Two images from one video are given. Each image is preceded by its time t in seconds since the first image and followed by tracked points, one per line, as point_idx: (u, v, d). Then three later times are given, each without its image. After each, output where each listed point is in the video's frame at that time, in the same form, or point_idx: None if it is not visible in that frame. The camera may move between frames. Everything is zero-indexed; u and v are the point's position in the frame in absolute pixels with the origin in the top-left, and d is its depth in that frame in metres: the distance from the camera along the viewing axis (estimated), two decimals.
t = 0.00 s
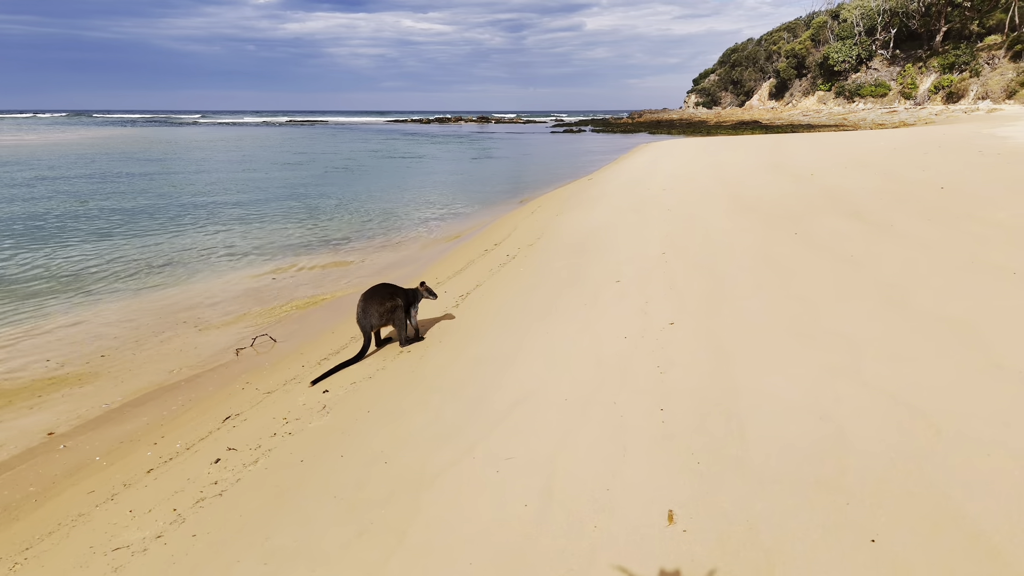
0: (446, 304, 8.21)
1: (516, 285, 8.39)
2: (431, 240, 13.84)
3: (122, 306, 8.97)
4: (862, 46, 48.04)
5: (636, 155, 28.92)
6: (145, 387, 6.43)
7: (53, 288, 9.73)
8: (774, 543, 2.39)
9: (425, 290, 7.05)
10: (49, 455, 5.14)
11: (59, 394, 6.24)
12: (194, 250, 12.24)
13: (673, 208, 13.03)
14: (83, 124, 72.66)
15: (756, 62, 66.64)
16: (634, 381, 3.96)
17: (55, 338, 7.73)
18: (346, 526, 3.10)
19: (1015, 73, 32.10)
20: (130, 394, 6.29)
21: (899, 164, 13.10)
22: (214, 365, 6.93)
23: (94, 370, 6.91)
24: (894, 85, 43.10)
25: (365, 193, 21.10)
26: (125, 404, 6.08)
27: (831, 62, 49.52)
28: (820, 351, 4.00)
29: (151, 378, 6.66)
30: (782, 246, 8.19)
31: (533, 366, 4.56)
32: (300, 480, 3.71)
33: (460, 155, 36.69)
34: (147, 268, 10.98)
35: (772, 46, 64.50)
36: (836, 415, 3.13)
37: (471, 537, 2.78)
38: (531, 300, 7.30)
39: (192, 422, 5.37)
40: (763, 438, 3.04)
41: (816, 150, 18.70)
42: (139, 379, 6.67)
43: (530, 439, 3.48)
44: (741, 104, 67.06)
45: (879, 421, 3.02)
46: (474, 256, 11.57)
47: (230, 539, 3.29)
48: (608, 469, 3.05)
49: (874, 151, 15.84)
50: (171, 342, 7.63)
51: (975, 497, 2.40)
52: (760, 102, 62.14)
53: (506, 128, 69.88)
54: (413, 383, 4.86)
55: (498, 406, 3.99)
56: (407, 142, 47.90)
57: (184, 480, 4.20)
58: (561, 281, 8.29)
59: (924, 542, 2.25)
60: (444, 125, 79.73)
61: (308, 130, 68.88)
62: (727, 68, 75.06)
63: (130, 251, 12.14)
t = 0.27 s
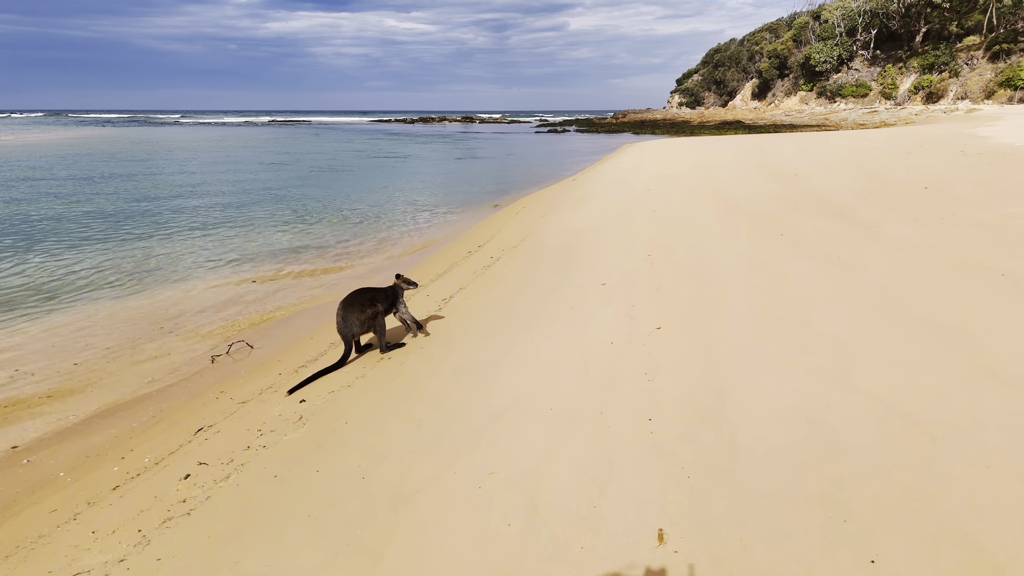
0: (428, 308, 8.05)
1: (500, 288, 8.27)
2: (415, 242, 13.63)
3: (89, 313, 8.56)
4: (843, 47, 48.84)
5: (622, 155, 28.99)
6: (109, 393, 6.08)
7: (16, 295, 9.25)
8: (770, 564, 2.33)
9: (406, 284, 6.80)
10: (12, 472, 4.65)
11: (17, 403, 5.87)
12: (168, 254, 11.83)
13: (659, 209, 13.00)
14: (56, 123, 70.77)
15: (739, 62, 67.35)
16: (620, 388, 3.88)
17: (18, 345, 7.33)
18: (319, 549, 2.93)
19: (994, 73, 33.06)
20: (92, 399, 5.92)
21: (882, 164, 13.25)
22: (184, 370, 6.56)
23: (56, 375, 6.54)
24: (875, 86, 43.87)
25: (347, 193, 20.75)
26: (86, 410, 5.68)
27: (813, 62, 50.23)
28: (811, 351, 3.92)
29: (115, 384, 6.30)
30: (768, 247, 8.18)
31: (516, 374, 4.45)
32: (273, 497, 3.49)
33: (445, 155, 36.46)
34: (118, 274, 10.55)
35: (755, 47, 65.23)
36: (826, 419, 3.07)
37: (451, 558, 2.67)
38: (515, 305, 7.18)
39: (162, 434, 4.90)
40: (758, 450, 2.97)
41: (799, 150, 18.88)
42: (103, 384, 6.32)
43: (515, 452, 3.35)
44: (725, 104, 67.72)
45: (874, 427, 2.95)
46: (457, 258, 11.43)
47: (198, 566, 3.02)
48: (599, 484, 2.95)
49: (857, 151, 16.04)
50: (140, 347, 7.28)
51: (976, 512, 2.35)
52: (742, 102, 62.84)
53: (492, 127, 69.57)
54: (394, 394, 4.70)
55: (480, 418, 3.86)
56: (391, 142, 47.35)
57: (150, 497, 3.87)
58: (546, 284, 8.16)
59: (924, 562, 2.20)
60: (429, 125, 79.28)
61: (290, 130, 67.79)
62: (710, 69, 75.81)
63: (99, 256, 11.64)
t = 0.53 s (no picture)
0: (413, 312, 7.89)
1: (488, 291, 8.15)
2: (401, 244, 13.41)
3: (60, 321, 8.20)
4: (828, 47, 49.47)
5: (610, 156, 29.01)
6: (74, 397, 5.71)
7: None
8: None
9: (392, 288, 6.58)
10: None
11: None
12: (145, 259, 11.44)
13: (648, 210, 12.94)
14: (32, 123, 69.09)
15: (725, 63, 67.86)
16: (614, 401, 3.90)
17: None
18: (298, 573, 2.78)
19: (975, 74, 33.74)
20: (56, 405, 5.56)
21: (869, 165, 13.38)
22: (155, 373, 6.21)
23: (20, 383, 6.19)
24: (859, 86, 44.51)
25: (332, 194, 20.41)
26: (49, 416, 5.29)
27: (798, 63, 50.79)
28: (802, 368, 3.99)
29: (82, 388, 5.94)
30: (758, 249, 8.17)
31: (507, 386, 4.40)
32: (248, 516, 3.31)
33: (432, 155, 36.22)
34: (91, 280, 10.14)
35: (740, 48, 65.79)
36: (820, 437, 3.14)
37: None
38: (502, 309, 7.09)
39: (133, 447, 4.43)
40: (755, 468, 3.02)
41: (786, 150, 18.99)
42: (70, 388, 5.96)
43: (511, 470, 3.32)
44: (711, 104, 68.18)
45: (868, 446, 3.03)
46: (443, 260, 11.27)
47: None
48: (598, 503, 2.93)
49: (843, 152, 16.20)
50: (113, 355, 6.97)
51: (972, 532, 2.41)
52: (729, 103, 63.44)
53: (480, 127, 69.21)
54: (378, 404, 4.57)
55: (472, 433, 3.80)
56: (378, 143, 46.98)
57: (118, 516, 3.51)
58: (534, 287, 8.05)
59: None
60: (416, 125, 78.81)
61: (275, 130, 66.76)
62: (697, 69, 76.38)
63: (73, 262, 11.20)
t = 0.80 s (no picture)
0: (406, 316, 7.76)
1: (482, 294, 8.04)
2: (394, 246, 13.24)
3: (41, 328, 7.94)
4: (822, 47, 49.57)
5: (604, 155, 28.92)
6: (52, 407, 5.48)
7: None
8: None
9: (382, 293, 6.44)
10: None
11: None
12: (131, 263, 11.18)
13: (643, 211, 12.83)
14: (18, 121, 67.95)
15: (719, 63, 67.91)
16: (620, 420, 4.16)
17: None
18: None
19: (969, 74, 33.91)
20: (34, 415, 5.33)
21: (865, 165, 13.37)
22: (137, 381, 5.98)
23: None
24: (852, 87, 44.65)
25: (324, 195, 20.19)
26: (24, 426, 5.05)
27: (792, 63, 50.87)
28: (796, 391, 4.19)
29: (62, 398, 5.71)
30: (757, 251, 8.11)
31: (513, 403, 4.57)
32: (229, 536, 3.18)
33: (425, 155, 36.00)
34: (75, 285, 9.87)
35: (734, 48, 65.87)
36: (820, 455, 3.44)
37: None
38: (497, 314, 7.00)
39: (111, 460, 4.18)
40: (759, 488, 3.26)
41: (781, 150, 18.94)
42: (48, 399, 5.73)
43: (525, 490, 3.46)
44: (705, 104, 68.23)
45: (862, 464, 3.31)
46: (436, 262, 11.14)
47: None
48: (614, 526, 3.10)
49: (838, 152, 16.19)
50: (96, 363, 6.74)
51: (981, 557, 2.57)
52: (723, 102, 63.52)
53: (474, 126, 68.90)
54: (369, 417, 4.54)
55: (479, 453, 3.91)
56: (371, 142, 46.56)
57: (90, 535, 3.31)
58: (528, 291, 7.92)
59: None
60: (410, 125, 78.40)
61: (268, 131, 66.08)
62: (690, 69, 76.45)
63: (56, 266, 10.91)
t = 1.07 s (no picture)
0: (403, 319, 7.63)
1: (481, 296, 7.92)
2: (391, 247, 13.06)
3: (26, 333, 7.75)
4: (822, 47, 49.39)
5: (604, 155, 28.76)
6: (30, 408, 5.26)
7: None
8: None
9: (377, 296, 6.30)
10: None
11: None
12: (122, 265, 11.00)
13: (644, 212, 12.66)
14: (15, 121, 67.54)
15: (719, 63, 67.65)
16: (629, 435, 4.20)
17: None
18: None
19: (969, 73, 33.69)
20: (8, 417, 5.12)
21: (867, 165, 13.25)
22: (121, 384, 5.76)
23: None
24: (852, 87, 44.51)
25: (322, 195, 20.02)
26: None
27: (792, 63, 50.69)
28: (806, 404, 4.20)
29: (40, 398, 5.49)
30: (760, 252, 8.00)
31: (519, 416, 4.58)
32: (213, 556, 3.05)
33: (424, 154, 35.83)
34: (64, 287, 9.69)
35: (734, 48, 65.63)
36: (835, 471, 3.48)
37: None
38: (496, 318, 6.88)
39: (93, 471, 3.99)
40: (770, 508, 3.29)
41: (782, 150, 18.75)
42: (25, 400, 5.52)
43: (533, 506, 3.50)
44: (706, 104, 67.94)
45: (879, 484, 3.33)
46: (435, 263, 11.01)
47: None
48: (627, 545, 3.17)
49: (839, 152, 16.07)
50: (81, 367, 6.56)
51: None
52: (723, 102, 63.35)
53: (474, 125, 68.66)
54: (362, 428, 4.47)
55: (481, 468, 3.91)
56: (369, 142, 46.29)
57: (65, 554, 3.13)
58: (527, 294, 7.78)
59: None
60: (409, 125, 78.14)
61: (266, 130, 65.77)
62: (690, 69, 76.27)
63: (45, 269, 10.70)
